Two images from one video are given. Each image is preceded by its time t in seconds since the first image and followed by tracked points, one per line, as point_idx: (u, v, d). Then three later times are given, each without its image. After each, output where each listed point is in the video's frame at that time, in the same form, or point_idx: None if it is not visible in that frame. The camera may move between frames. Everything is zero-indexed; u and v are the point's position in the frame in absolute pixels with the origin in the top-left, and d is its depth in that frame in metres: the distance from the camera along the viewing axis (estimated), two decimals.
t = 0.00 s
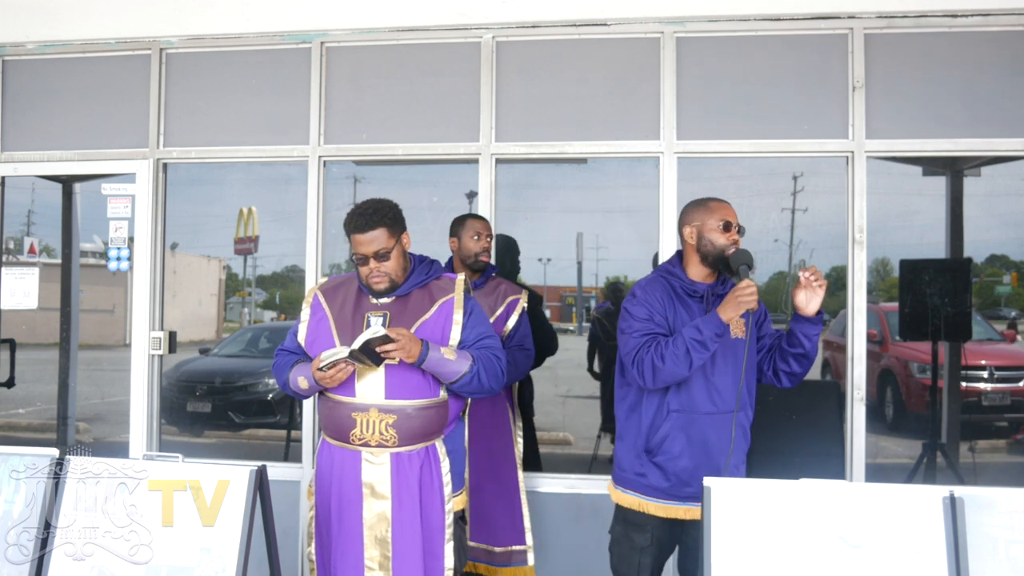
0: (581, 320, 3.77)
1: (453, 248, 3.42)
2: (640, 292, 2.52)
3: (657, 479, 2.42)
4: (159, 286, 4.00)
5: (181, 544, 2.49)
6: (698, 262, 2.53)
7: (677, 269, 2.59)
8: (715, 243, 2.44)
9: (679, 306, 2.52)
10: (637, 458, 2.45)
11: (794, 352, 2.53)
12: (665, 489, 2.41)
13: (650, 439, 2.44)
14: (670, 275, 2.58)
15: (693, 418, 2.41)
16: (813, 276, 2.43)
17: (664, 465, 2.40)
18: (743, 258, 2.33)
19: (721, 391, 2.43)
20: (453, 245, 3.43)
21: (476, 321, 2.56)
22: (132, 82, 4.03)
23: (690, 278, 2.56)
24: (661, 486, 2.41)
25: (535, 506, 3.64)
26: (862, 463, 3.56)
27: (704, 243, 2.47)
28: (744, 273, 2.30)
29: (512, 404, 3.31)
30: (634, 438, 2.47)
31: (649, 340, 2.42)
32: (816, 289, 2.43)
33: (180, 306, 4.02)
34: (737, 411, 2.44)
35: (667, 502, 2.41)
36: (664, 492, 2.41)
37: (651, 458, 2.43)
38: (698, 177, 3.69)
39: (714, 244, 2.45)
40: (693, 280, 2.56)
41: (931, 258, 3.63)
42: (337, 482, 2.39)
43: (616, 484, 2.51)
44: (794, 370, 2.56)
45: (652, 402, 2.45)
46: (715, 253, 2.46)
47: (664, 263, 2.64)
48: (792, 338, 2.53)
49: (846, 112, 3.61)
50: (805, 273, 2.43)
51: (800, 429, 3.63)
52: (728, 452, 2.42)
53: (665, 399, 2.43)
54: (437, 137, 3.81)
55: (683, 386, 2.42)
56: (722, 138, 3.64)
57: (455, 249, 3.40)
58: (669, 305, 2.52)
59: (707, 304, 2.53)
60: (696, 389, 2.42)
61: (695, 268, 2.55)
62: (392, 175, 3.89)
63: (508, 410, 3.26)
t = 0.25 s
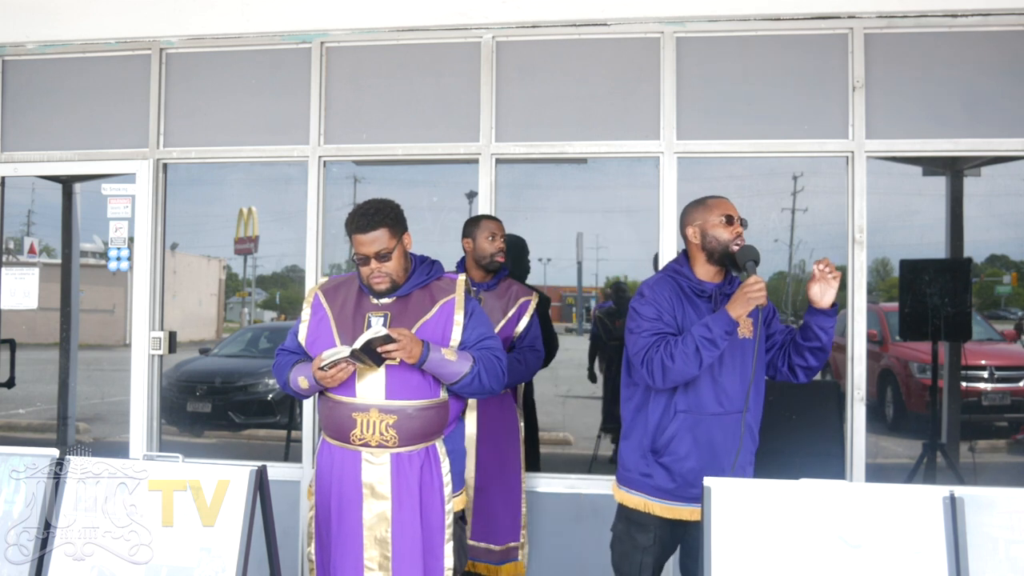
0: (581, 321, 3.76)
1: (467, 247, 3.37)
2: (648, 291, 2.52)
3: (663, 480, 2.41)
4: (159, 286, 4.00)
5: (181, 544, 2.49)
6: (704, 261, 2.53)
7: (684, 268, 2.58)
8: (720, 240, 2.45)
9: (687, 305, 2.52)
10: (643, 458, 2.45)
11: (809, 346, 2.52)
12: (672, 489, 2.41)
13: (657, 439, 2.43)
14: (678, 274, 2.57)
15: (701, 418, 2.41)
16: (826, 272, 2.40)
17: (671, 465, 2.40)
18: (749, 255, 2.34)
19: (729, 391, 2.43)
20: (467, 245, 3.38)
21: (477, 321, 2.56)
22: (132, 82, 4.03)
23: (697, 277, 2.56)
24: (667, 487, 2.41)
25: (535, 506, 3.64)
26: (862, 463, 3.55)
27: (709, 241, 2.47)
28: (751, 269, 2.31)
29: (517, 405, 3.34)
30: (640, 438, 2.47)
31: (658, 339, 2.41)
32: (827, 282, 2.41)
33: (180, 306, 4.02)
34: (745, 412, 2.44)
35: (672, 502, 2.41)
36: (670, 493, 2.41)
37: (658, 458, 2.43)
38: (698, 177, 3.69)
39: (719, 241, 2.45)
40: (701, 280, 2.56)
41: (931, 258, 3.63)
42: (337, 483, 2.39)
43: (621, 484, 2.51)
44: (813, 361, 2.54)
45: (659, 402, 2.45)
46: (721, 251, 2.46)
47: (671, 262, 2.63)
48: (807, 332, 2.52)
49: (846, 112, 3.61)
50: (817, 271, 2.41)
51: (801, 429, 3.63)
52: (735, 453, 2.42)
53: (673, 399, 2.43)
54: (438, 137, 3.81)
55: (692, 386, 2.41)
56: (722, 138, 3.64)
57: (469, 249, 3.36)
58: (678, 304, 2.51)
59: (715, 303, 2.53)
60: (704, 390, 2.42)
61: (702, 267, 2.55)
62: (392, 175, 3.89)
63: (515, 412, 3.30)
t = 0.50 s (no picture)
0: (581, 320, 3.78)
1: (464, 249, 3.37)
2: (654, 292, 2.52)
3: (667, 481, 2.41)
4: (159, 286, 4.00)
5: (181, 544, 2.49)
6: (710, 261, 2.53)
7: (690, 268, 2.59)
8: (728, 241, 2.45)
9: (693, 306, 2.52)
10: (647, 459, 2.45)
11: (828, 352, 2.50)
12: (677, 491, 2.40)
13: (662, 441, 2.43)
14: (684, 275, 2.57)
15: (706, 420, 2.41)
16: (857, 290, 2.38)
17: (676, 467, 2.40)
18: (756, 257, 2.35)
19: (735, 393, 2.43)
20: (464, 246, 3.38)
21: (477, 321, 2.55)
22: (132, 82, 4.03)
23: (703, 278, 2.56)
24: (671, 488, 2.41)
25: (534, 506, 3.64)
26: (863, 463, 3.55)
27: (716, 242, 2.47)
28: (757, 269, 2.30)
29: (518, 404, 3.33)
30: (645, 439, 2.47)
31: (663, 341, 2.41)
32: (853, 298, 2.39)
33: (179, 306, 4.02)
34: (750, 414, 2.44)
35: (676, 504, 2.40)
36: (674, 495, 2.40)
37: (663, 460, 2.43)
38: (698, 177, 3.69)
39: (726, 242, 2.45)
40: (707, 280, 2.56)
41: (931, 258, 3.63)
42: (337, 483, 2.39)
43: (625, 485, 2.51)
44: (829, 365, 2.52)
45: (664, 403, 2.45)
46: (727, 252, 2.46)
47: (677, 262, 2.64)
48: (828, 339, 2.49)
49: (846, 112, 3.61)
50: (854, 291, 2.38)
51: (800, 429, 3.63)
52: (740, 455, 2.42)
53: (678, 401, 2.43)
54: (437, 137, 3.81)
55: (697, 388, 2.41)
56: (722, 138, 3.64)
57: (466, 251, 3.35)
58: (683, 305, 2.51)
59: (721, 304, 2.53)
60: (709, 392, 2.42)
61: (708, 268, 2.55)
62: (392, 175, 3.89)
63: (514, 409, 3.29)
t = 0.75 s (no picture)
0: (581, 320, 3.77)
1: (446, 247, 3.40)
2: (651, 293, 2.52)
3: (668, 484, 2.41)
4: (159, 286, 4.00)
5: (181, 544, 2.49)
6: (710, 263, 2.53)
7: (688, 269, 2.59)
8: (727, 245, 2.45)
9: (691, 307, 2.52)
10: (648, 462, 2.45)
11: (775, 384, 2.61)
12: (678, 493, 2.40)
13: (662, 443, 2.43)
14: (682, 275, 2.57)
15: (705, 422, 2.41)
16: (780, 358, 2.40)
17: (676, 469, 2.40)
18: (755, 260, 2.34)
19: (733, 394, 2.44)
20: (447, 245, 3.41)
21: (477, 321, 2.55)
22: (132, 82, 4.03)
23: (701, 278, 2.56)
24: (671, 491, 2.40)
25: (534, 506, 3.64)
26: (863, 463, 3.55)
27: (716, 245, 2.47)
28: (756, 274, 2.31)
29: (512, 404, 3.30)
30: (645, 442, 2.47)
31: (660, 344, 2.41)
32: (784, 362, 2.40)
33: (180, 306, 4.02)
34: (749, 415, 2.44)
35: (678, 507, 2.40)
36: (674, 497, 2.40)
37: (663, 462, 2.43)
38: (698, 177, 3.69)
39: (726, 246, 2.45)
40: (705, 281, 2.56)
41: (931, 258, 3.63)
42: (337, 483, 2.39)
43: (628, 488, 2.52)
44: (790, 389, 2.58)
45: (663, 405, 2.45)
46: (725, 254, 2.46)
47: (676, 261, 2.63)
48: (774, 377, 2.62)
49: (846, 112, 3.61)
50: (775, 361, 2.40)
51: (800, 429, 3.63)
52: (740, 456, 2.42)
53: (676, 403, 2.43)
54: (437, 137, 3.81)
55: (696, 390, 2.42)
56: (722, 138, 3.64)
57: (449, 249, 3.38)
58: (681, 306, 2.51)
59: (720, 305, 2.52)
60: (708, 393, 2.42)
61: (707, 268, 2.56)
62: (392, 175, 3.89)
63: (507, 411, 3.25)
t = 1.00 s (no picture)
0: (581, 320, 3.77)
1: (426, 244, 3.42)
2: (643, 296, 2.52)
3: (670, 486, 2.40)
4: (159, 286, 4.00)
5: (181, 544, 2.49)
6: (701, 264, 2.53)
7: (680, 270, 2.58)
8: (719, 248, 2.45)
9: (683, 309, 2.52)
10: (649, 466, 2.43)
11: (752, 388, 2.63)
12: (681, 495, 2.40)
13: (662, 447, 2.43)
14: (674, 277, 2.57)
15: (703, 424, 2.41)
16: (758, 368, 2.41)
17: (678, 471, 2.39)
18: (748, 263, 2.35)
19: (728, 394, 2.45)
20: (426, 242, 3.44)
21: (477, 322, 2.55)
22: (132, 82, 4.03)
23: (694, 279, 2.56)
24: (674, 493, 2.40)
25: (534, 506, 3.64)
26: (863, 463, 3.55)
27: (708, 247, 2.47)
28: (748, 276, 2.31)
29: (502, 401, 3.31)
30: (645, 446, 2.45)
31: (654, 347, 2.41)
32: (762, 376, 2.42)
33: (179, 306, 4.02)
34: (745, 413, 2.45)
35: (681, 509, 2.40)
36: (678, 499, 2.40)
37: (664, 465, 2.42)
38: (698, 176, 3.69)
39: (717, 248, 2.45)
40: (698, 282, 2.56)
41: (931, 258, 3.63)
42: (337, 483, 2.39)
43: (626, 492, 2.49)
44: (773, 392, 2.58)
45: (661, 409, 2.44)
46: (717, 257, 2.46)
47: (667, 263, 2.63)
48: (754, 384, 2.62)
49: (846, 112, 3.61)
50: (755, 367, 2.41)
51: (800, 429, 3.63)
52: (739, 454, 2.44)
53: (675, 406, 2.43)
54: (437, 136, 3.81)
55: (692, 392, 2.42)
56: (722, 138, 3.64)
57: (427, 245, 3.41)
58: (673, 309, 2.51)
59: (714, 305, 2.54)
60: (704, 394, 2.43)
61: (699, 270, 2.55)
62: (392, 175, 3.89)
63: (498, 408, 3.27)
